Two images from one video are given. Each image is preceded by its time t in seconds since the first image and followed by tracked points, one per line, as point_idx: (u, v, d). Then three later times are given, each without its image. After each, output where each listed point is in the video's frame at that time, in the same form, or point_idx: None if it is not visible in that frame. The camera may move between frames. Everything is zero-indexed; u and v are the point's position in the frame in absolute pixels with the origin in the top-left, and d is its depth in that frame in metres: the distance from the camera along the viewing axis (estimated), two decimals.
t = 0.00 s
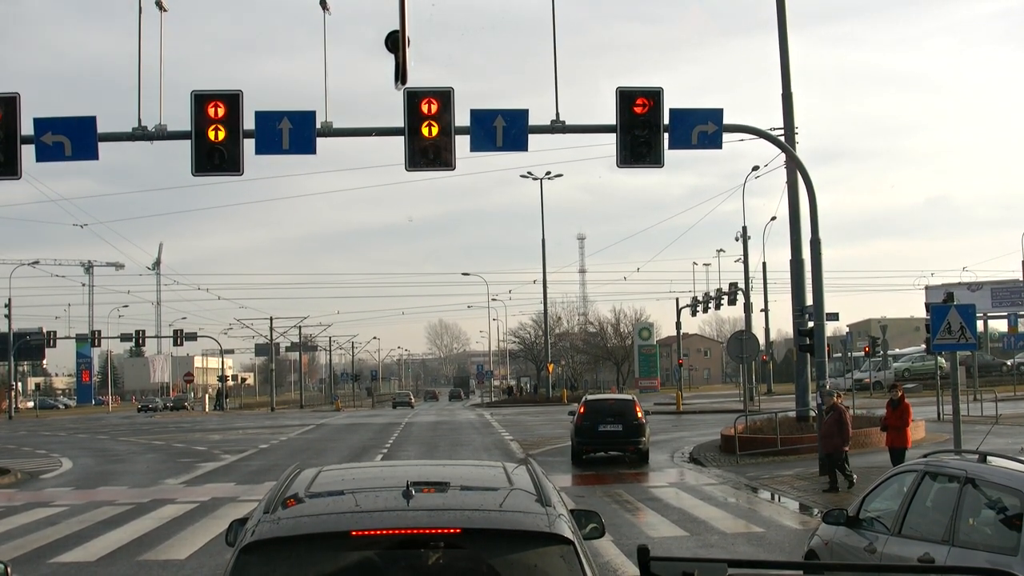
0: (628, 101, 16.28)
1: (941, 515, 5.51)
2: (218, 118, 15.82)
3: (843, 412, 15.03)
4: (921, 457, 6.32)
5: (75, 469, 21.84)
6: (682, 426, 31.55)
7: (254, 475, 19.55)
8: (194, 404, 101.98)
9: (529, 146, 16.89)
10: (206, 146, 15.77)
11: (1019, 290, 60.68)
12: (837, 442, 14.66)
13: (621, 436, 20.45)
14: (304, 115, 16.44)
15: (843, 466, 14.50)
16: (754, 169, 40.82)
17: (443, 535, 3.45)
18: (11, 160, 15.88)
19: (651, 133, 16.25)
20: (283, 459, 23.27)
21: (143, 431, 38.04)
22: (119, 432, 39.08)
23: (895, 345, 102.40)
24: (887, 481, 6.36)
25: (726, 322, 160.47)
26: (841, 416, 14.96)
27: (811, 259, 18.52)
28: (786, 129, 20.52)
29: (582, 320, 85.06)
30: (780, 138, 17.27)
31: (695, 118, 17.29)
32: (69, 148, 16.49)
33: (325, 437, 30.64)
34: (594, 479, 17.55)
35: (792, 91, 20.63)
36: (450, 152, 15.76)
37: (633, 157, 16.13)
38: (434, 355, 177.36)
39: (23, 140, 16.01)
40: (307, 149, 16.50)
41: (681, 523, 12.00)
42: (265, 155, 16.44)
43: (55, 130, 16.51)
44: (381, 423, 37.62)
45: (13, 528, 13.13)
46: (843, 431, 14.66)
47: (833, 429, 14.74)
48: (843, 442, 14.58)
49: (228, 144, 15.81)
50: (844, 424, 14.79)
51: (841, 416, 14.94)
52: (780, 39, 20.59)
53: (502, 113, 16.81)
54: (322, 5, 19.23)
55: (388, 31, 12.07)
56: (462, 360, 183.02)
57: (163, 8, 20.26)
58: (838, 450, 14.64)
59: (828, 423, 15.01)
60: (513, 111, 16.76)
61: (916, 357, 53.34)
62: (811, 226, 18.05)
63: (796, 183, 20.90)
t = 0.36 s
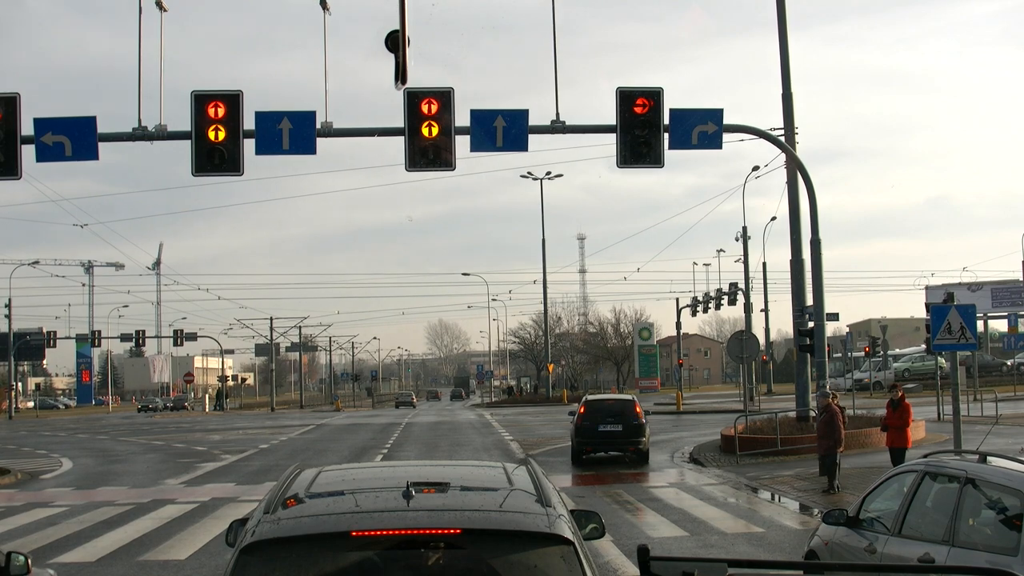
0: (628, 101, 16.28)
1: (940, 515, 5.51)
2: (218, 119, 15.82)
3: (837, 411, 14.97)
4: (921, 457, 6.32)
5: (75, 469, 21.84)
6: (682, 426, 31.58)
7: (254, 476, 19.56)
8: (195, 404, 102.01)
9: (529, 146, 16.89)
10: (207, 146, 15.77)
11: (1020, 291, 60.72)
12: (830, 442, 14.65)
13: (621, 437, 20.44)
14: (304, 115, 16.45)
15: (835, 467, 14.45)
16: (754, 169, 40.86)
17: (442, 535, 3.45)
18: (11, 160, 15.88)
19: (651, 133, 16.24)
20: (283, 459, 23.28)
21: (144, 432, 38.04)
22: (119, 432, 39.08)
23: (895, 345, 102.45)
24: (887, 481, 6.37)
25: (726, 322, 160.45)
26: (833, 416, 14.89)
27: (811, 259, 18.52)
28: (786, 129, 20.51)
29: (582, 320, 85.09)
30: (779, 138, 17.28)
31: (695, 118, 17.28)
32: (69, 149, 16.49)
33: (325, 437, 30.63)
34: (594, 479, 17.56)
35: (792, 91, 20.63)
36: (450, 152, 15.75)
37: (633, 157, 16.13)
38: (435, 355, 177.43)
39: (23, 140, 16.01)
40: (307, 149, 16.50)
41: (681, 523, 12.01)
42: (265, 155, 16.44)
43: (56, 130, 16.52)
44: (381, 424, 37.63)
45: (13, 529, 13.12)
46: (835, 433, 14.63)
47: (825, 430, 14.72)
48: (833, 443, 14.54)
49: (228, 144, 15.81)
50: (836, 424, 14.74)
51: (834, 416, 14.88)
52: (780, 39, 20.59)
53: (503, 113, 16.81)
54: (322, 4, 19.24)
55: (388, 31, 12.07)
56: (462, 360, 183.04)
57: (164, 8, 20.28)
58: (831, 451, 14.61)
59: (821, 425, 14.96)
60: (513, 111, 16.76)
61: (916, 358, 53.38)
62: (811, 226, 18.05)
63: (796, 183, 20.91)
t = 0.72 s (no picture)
0: (628, 101, 16.28)
1: (940, 515, 5.51)
2: (218, 119, 15.82)
3: (832, 413, 14.90)
4: (921, 455, 6.31)
5: (76, 469, 21.86)
6: (682, 426, 31.64)
7: (255, 475, 19.58)
8: (194, 404, 102.02)
9: (529, 146, 16.88)
10: (207, 146, 15.77)
11: (1019, 291, 60.78)
12: (825, 443, 14.57)
13: (621, 437, 20.44)
14: (304, 115, 16.45)
15: (830, 468, 14.38)
16: (754, 169, 40.97)
17: (443, 534, 3.45)
18: (11, 160, 15.87)
19: (651, 133, 16.24)
20: (284, 459, 23.31)
21: (144, 432, 38.05)
22: (120, 432, 39.12)
23: (895, 345, 102.51)
24: (887, 481, 6.37)
25: (726, 322, 160.53)
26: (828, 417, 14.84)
27: (811, 259, 18.52)
28: (786, 129, 20.50)
29: (582, 320, 85.15)
30: (779, 138, 17.28)
31: (695, 118, 17.28)
32: (69, 149, 16.49)
33: (324, 437, 30.62)
34: (594, 479, 17.58)
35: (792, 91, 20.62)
36: (450, 152, 15.75)
37: (633, 157, 16.13)
38: (435, 355, 177.47)
39: (23, 140, 16.01)
40: (307, 149, 16.50)
41: (681, 522, 12.02)
42: (265, 155, 16.44)
43: (56, 130, 16.51)
44: (381, 423, 37.69)
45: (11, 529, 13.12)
46: (828, 432, 14.59)
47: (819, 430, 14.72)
48: (827, 444, 14.48)
49: (228, 144, 15.82)
50: (830, 425, 14.70)
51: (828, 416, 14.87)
52: (780, 38, 20.58)
53: (503, 113, 16.81)
54: (322, 5, 19.27)
55: (388, 31, 12.08)
56: (463, 360, 183.09)
57: (164, 9, 20.34)
58: (827, 452, 14.54)
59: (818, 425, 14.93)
60: (513, 111, 16.76)
61: (916, 358, 53.43)
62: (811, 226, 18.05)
63: (796, 183, 20.91)
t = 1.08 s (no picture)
0: (628, 101, 16.28)
1: (940, 515, 5.51)
2: (218, 119, 15.82)
3: (830, 413, 14.86)
4: (920, 456, 6.31)
5: (76, 469, 21.88)
6: (682, 426, 31.66)
7: (255, 475, 19.58)
8: (194, 403, 102.01)
9: (529, 146, 16.88)
10: (207, 146, 15.77)
11: (1020, 291, 60.73)
12: (823, 443, 14.55)
13: (621, 437, 20.44)
14: (305, 115, 16.45)
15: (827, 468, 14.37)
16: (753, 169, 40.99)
17: (443, 533, 3.46)
18: (11, 160, 15.88)
19: (651, 133, 16.24)
20: (284, 459, 23.32)
21: (144, 432, 38.06)
22: (120, 432, 39.14)
23: (895, 345, 102.49)
24: (888, 481, 6.36)
25: (726, 322, 160.57)
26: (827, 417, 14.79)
27: (812, 259, 18.51)
28: (786, 129, 20.49)
29: (581, 321, 85.13)
30: (779, 138, 17.28)
31: (695, 118, 17.29)
32: (69, 149, 16.49)
33: (324, 437, 30.61)
34: (594, 479, 17.58)
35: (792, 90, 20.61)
36: (450, 152, 15.74)
37: (633, 158, 16.13)
38: (435, 355, 177.53)
39: (23, 140, 16.00)
40: (307, 149, 16.50)
41: (681, 522, 12.03)
42: (265, 155, 16.44)
43: (56, 130, 16.52)
44: (381, 423, 37.71)
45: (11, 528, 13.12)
46: (825, 433, 14.57)
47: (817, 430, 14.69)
48: (824, 444, 14.47)
49: (228, 144, 15.82)
50: (828, 425, 14.67)
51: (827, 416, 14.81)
52: (780, 38, 20.57)
53: (503, 113, 16.81)
54: (322, 5, 19.28)
55: (388, 31, 12.07)
56: (463, 360, 183.12)
57: (163, 9, 20.36)
58: (824, 453, 14.52)
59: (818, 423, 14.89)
60: (513, 111, 16.77)
61: (916, 358, 53.45)
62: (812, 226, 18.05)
63: (796, 182, 20.90)
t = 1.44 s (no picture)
0: (628, 101, 16.28)
1: (941, 515, 5.51)
2: (218, 118, 15.82)
3: (831, 412, 14.84)
4: (919, 456, 6.32)
5: (76, 469, 21.88)
6: (682, 425, 31.66)
7: (255, 475, 19.59)
8: (194, 403, 102.03)
9: (529, 146, 16.89)
10: (207, 146, 15.77)
11: (1020, 291, 60.71)
12: (821, 442, 14.56)
13: (621, 437, 20.43)
14: (305, 115, 16.45)
15: (827, 468, 14.38)
16: (753, 168, 41.05)
17: (443, 533, 3.46)
18: (11, 160, 15.88)
19: (652, 133, 16.23)
20: (284, 459, 23.34)
21: (144, 432, 38.03)
22: (119, 433, 39.12)
23: (896, 345, 102.45)
24: (887, 481, 6.37)
25: (726, 322, 160.65)
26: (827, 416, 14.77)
27: (812, 259, 18.50)
28: (787, 128, 20.48)
29: (581, 321, 85.15)
30: (780, 138, 17.28)
31: (694, 118, 17.29)
32: (69, 149, 16.49)
33: (324, 437, 30.62)
34: (594, 479, 17.59)
35: (792, 90, 20.60)
36: (450, 152, 15.73)
37: (633, 158, 16.13)
38: (435, 355, 177.58)
39: (23, 140, 16.00)
40: (307, 148, 16.50)
41: (681, 522, 12.02)
42: (265, 155, 16.44)
43: (56, 130, 16.52)
44: (381, 423, 37.73)
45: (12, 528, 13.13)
46: (824, 431, 14.57)
47: (816, 428, 14.69)
48: (823, 443, 14.48)
49: (228, 144, 15.82)
50: (828, 423, 14.66)
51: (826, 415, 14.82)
52: (781, 38, 20.57)
53: (503, 113, 16.81)
54: (321, 5, 19.28)
55: (388, 31, 12.09)
56: (463, 360, 183.11)
57: (163, 10, 20.39)
58: (823, 451, 14.55)
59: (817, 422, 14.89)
60: (513, 111, 16.77)
61: (916, 358, 53.46)
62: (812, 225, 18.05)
63: (796, 182, 20.89)
